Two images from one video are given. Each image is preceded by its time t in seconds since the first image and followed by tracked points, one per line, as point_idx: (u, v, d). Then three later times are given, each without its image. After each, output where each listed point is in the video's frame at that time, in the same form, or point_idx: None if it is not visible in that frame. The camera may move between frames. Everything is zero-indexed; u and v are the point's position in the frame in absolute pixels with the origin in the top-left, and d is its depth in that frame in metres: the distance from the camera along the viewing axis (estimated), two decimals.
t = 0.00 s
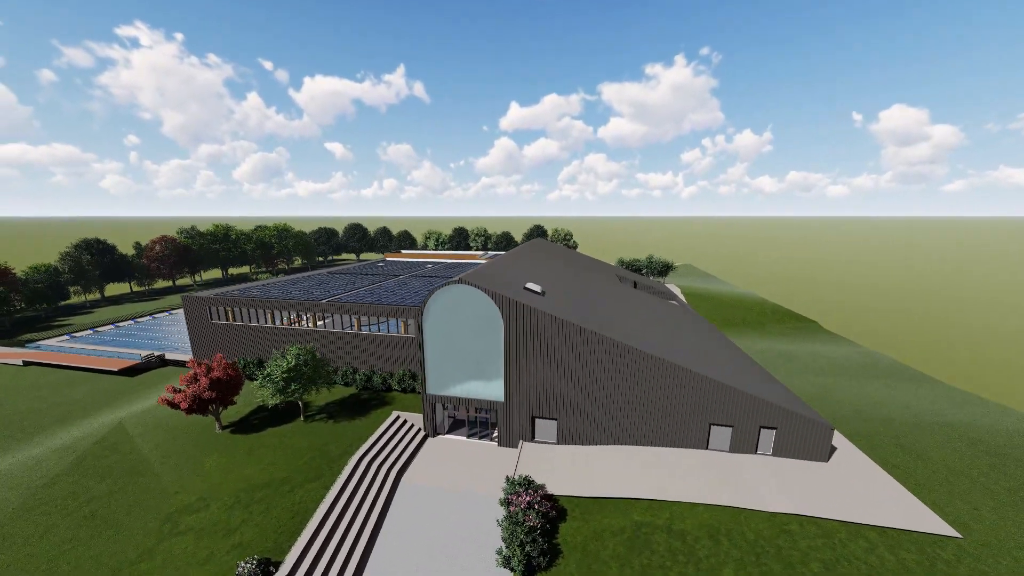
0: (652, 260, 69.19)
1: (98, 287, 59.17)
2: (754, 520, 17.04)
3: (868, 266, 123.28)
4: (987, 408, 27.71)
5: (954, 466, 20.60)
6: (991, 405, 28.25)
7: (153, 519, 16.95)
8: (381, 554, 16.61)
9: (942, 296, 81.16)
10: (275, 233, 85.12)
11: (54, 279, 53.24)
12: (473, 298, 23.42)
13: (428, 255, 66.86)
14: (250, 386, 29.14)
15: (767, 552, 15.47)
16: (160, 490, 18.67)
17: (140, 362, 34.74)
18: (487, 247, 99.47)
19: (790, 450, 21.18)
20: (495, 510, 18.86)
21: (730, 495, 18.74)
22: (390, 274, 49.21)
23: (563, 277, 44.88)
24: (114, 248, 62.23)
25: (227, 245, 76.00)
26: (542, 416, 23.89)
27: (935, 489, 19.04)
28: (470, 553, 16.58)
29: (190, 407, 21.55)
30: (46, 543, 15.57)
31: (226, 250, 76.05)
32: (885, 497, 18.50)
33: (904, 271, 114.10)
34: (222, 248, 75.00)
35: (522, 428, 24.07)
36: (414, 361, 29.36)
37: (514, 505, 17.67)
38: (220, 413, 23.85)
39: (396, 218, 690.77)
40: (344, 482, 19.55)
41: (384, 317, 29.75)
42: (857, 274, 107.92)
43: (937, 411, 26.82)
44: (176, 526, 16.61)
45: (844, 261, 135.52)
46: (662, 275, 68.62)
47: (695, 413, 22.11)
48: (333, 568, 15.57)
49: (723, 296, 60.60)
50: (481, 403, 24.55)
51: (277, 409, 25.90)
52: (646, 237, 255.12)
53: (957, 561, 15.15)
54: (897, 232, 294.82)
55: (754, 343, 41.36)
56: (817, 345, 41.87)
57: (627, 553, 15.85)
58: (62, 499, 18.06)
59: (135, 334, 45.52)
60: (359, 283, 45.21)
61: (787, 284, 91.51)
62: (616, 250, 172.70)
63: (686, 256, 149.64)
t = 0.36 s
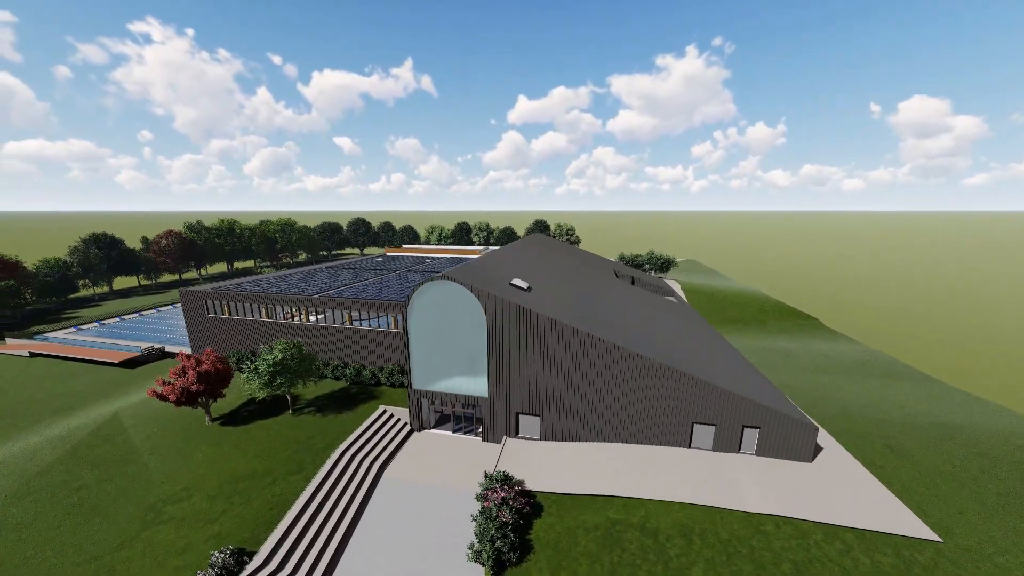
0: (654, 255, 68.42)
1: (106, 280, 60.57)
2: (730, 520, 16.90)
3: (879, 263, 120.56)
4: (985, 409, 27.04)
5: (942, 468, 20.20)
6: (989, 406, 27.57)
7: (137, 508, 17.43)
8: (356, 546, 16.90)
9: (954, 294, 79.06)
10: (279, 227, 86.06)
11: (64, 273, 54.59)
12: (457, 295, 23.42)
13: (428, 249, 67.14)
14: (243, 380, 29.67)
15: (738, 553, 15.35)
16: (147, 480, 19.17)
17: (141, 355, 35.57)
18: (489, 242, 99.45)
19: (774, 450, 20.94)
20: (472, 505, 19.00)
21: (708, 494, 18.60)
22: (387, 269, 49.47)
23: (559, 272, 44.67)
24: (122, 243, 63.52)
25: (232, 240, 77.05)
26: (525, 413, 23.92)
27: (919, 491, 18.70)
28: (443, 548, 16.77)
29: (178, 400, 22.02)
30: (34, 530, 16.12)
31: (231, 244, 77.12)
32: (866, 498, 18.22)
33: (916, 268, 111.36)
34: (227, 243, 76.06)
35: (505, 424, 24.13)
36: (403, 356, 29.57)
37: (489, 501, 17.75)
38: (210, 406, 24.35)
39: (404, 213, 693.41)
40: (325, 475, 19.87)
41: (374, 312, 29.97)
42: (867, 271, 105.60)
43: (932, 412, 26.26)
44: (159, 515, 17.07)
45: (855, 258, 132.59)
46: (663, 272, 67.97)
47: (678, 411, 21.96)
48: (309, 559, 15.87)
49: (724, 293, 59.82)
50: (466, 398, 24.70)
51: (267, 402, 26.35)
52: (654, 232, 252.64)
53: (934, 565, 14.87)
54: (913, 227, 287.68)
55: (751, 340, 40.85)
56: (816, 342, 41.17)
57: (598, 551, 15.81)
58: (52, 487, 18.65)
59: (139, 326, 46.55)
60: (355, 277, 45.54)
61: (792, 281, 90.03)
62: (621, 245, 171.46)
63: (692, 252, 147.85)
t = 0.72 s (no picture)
0: (657, 250, 67.58)
1: (117, 273, 62.22)
2: (703, 518, 16.81)
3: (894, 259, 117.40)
4: (985, 411, 26.26)
5: (930, 471, 19.76)
6: (990, 408, 26.77)
7: (125, 495, 18.04)
8: (332, 536, 17.28)
9: (970, 292, 76.67)
10: (285, 222, 87.19)
11: (76, 266, 56.21)
12: (440, 290, 23.50)
13: (429, 244, 67.36)
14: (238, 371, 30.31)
15: (708, 552, 15.27)
16: (137, 468, 19.83)
17: (144, 346, 36.59)
18: (493, 236, 99.39)
19: (757, 449, 20.69)
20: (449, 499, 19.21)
21: (685, 492, 18.51)
22: (385, 263, 49.85)
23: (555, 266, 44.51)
24: (131, 236, 65.03)
25: (238, 234, 78.33)
26: (508, 408, 24.00)
27: (903, 493, 18.31)
28: (417, 541, 17.02)
29: (170, 390, 22.61)
30: (26, 514, 16.83)
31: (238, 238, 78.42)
32: (847, 499, 17.93)
33: (932, 264, 108.16)
34: (233, 237, 77.37)
35: (489, 419, 24.26)
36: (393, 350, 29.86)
37: (463, 494, 17.92)
38: (203, 397, 24.97)
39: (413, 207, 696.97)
40: (307, 466, 20.28)
41: (365, 307, 30.27)
42: (880, 268, 102.81)
43: (927, 413, 25.64)
44: (145, 502, 17.66)
45: (869, 254, 129.28)
46: (665, 267, 67.20)
47: (660, 409, 21.83)
48: (285, 547, 16.29)
49: (727, 289, 58.92)
50: (450, 392, 24.89)
51: (258, 393, 26.91)
52: (663, 226, 249.48)
53: (908, 568, 14.59)
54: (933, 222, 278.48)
55: (749, 338, 40.26)
56: (816, 340, 40.37)
57: (568, 546, 15.90)
58: (47, 472, 19.39)
59: (145, 318, 47.84)
60: (353, 272, 46.02)
61: (801, 277, 88.21)
62: (629, 240, 169.66)
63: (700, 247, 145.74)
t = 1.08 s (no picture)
0: (660, 246, 66.69)
1: (129, 266, 64.11)
2: (676, 516, 16.77)
3: (912, 256, 113.70)
4: (984, 414, 25.47)
5: (916, 474, 19.30)
6: (991, 411, 25.96)
7: (117, 479, 18.79)
8: (311, 524, 17.76)
9: (989, 291, 73.89)
10: (292, 216, 88.46)
11: (90, 259, 58.06)
12: (425, 284, 23.68)
13: (431, 238, 67.61)
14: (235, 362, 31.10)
15: (677, 549, 15.24)
16: (131, 454, 20.60)
17: (149, 337, 37.78)
18: (497, 231, 99.28)
19: (738, 448, 20.49)
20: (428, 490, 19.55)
21: (661, 489, 18.48)
22: (385, 258, 50.29)
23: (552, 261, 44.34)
24: (143, 230, 66.80)
25: (246, 228, 79.81)
26: (492, 402, 24.17)
27: (886, 495, 17.95)
28: (392, 532, 17.39)
29: (163, 380, 23.33)
30: (23, 495, 17.68)
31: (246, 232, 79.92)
32: (826, 501, 17.66)
33: (952, 262, 104.33)
34: (242, 231, 78.85)
35: (474, 413, 24.49)
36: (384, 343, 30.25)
37: (438, 486, 18.18)
38: (198, 387, 25.75)
39: (423, 201, 699.80)
40: (292, 455, 20.83)
41: (357, 301, 30.64)
42: (896, 265, 99.69)
43: (923, 414, 24.98)
44: (134, 487, 18.36)
45: (885, 250, 125.39)
46: (669, 263, 66.34)
47: (641, 405, 21.77)
48: (264, 533, 16.79)
49: (730, 285, 57.93)
50: (436, 386, 25.16)
51: (252, 384, 27.62)
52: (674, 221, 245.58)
53: (881, 572, 14.34)
54: (959, 217, 268.04)
55: (747, 336, 39.63)
56: (817, 338, 39.53)
57: (538, 540, 16.05)
58: (47, 457, 20.31)
59: (154, 310, 49.29)
60: (353, 266, 46.55)
61: (811, 274, 86.15)
62: (637, 235, 167.57)
63: (710, 243, 143.21)
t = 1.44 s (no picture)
0: (664, 241, 66.00)
1: (143, 259, 66.21)
2: (647, 512, 16.79)
3: (933, 253, 109.54)
4: (985, 418, 24.62)
5: (902, 477, 18.85)
6: (992, 415, 25.09)
7: (111, 464, 19.68)
8: (292, 511, 18.35)
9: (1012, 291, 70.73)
10: (301, 210, 89.83)
11: (106, 251, 60.01)
12: (411, 279, 23.96)
13: (434, 233, 67.94)
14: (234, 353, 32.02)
15: (644, 545, 15.27)
16: (128, 440, 21.53)
17: (156, 328, 39.12)
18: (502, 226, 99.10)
19: (718, 446, 20.34)
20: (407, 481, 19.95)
21: (636, 485, 18.50)
22: (386, 252, 50.80)
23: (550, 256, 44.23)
24: (156, 224, 68.83)
25: (256, 222, 81.45)
26: (476, 396, 24.42)
27: (867, 498, 17.61)
28: (369, 521, 17.84)
29: (161, 369, 24.14)
30: (25, 476, 18.69)
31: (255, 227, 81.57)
32: (805, 501, 17.41)
33: (975, 260, 100.20)
34: (251, 225, 80.51)
35: (458, 406, 24.79)
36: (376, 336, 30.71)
37: (414, 477, 18.56)
38: (195, 376, 26.63)
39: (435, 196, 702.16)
40: (278, 444, 21.45)
41: (350, 294, 31.13)
42: (915, 263, 96.19)
43: (919, 416, 24.33)
44: (127, 471, 19.21)
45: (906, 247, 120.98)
46: (673, 259, 65.42)
47: (622, 402, 21.76)
48: (246, 518, 17.38)
49: (734, 282, 56.85)
50: (423, 379, 25.48)
51: (248, 375, 28.43)
52: (687, 216, 241.27)
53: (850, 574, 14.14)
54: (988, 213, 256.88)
55: (745, 334, 39.06)
56: (818, 338, 38.70)
57: (508, 533, 16.27)
58: (50, 441, 21.39)
59: (164, 301, 50.90)
60: (353, 260, 47.18)
61: (822, 272, 84.07)
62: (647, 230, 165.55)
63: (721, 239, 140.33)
